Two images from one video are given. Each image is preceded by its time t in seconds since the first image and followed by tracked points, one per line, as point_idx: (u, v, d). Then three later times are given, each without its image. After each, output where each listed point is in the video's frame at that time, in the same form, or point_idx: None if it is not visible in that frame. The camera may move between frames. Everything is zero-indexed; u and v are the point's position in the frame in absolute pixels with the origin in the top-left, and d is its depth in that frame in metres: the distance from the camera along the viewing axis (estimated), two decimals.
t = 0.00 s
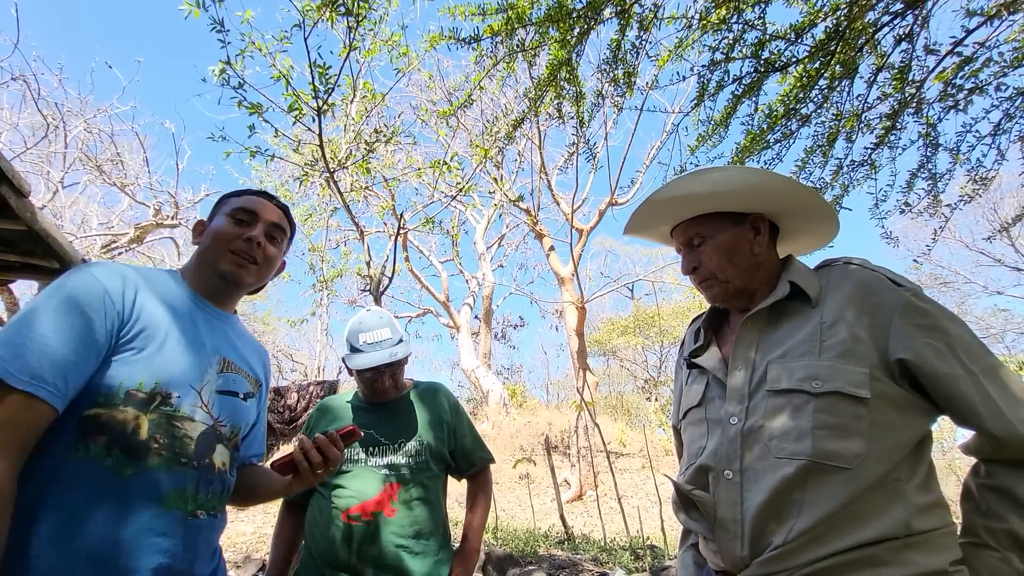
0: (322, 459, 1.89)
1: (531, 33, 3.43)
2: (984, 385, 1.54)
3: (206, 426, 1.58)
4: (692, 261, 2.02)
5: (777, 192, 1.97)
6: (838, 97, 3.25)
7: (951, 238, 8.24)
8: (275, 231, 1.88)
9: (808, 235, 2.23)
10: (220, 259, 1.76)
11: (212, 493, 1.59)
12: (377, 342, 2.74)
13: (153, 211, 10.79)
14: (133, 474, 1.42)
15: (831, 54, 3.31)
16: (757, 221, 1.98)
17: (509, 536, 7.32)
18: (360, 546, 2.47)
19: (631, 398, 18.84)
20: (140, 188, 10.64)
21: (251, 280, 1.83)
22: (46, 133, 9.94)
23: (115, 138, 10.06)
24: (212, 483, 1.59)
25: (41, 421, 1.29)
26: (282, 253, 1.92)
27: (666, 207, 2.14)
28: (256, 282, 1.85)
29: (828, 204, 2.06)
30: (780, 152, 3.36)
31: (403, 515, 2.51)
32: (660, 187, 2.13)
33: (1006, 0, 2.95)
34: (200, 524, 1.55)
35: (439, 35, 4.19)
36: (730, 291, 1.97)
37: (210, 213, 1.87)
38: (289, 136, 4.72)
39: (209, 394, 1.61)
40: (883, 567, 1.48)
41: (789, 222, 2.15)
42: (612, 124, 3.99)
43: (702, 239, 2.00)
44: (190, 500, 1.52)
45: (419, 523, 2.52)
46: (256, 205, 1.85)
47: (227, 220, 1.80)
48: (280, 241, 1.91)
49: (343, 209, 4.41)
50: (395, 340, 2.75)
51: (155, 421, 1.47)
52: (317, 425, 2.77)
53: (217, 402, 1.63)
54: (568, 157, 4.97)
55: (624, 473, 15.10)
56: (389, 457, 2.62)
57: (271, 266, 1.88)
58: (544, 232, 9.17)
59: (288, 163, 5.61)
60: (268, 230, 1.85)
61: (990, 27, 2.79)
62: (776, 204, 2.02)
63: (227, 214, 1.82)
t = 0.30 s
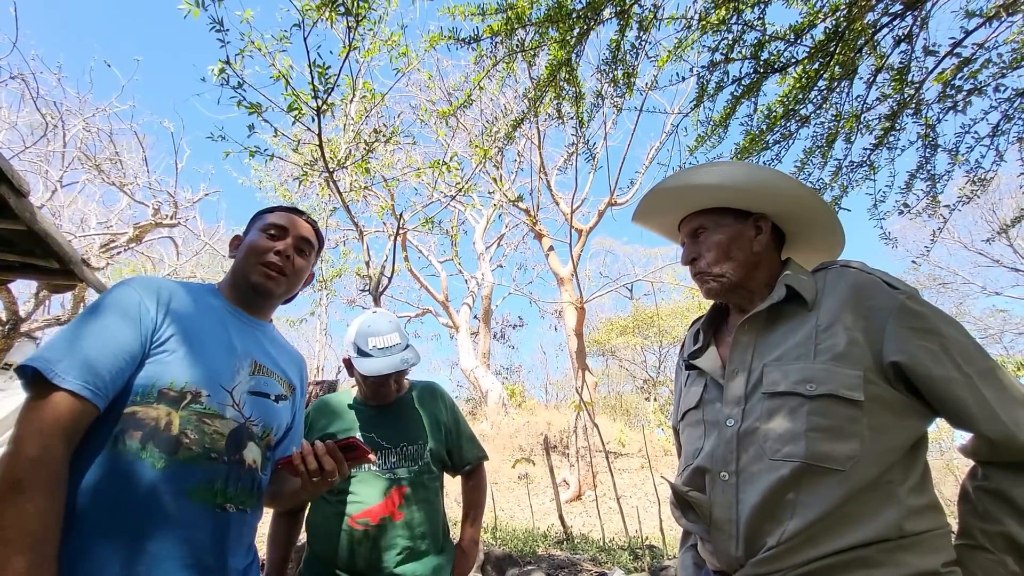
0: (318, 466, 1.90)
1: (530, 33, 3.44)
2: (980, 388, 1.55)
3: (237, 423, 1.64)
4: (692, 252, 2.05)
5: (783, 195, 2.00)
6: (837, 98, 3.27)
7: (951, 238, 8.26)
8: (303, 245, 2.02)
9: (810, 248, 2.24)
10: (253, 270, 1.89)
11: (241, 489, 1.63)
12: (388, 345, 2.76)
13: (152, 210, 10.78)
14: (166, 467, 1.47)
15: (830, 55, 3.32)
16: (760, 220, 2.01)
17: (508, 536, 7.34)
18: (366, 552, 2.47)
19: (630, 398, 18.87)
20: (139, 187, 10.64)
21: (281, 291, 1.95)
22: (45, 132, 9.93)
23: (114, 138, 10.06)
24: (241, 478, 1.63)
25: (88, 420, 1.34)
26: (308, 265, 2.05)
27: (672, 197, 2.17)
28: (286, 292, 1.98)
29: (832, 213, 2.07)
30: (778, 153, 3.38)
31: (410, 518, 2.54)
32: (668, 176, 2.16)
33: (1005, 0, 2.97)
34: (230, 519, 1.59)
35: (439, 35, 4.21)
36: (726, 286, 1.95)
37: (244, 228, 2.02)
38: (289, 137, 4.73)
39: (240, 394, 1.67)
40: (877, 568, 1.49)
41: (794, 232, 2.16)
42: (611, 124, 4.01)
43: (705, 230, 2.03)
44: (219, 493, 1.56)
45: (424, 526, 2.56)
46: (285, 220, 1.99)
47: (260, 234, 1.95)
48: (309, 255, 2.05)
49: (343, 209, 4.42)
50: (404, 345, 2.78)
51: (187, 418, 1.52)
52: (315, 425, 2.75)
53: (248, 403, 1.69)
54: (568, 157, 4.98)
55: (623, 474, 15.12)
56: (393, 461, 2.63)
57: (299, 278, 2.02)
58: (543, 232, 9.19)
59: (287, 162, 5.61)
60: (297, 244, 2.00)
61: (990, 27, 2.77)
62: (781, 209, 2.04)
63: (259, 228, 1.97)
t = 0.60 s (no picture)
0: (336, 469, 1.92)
1: (529, 32, 3.45)
2: (976, 387, 1.55)
3: (250, 423, 1.67)
4: (690, 249, 2.05)
5: (782, 193, 1.99)
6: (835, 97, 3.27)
7: (948, 238, 8.28)
8: (314, 246, 2.03)
9: (807, 251, 2.24)
10: (266, 272, 1.92)
11: (252, 487, 1.66)
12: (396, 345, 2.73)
13: (149, 209, 10.76)
14: (178, 465, 1.50)
15: (828, 55, 3.32)
16: (759, 219, 2.01)
17: (506, 536, 7.33)
18: (379, 550, 2.49)
19: (628, 398, 18.87)
20: (136, 186, 10.61)
21: (294, 292, 1.98)
22: (41, 131, 9.90)
23: (111, 137, 10.03)
24: (252, 477, 1.66)
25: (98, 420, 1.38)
26: (321, 266, 2.07)
27: (674, 192, 2.17)
28: (298, 292, 2.00)
29: (832, 213, 2.07)
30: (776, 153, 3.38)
31: (421, 513, 2.59)
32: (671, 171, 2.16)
33: (1002, 1, 2.98)
34: (241, 517, 1.61)
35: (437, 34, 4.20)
36: (722, 283, 1.95)
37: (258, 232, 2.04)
38: (287, 136, 4.72)
39: (252, 394, 1.70)
40: (874, 566, 1.49)
41: (793, 232, 2.16)
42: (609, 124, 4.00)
43: (704, 227, 2.03)
44: (230, 492, 1.58)
45: (432, 521, 2.62)
46: (298, 224, 2.02)
47: (273, 237, 1.98)
48: (320, 255, 2.06)
49: (340, 208, 4.40)
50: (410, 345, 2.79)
51: (200, 416, 1.56)
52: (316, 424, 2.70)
53: (261, 403, 1.72)
54: (566, 157, 4.99)
55: (621, 473, 15.12)
56: (400, 459, 2.65)
57: (311, 278, 2.04)
58: (542, 232, 9.19)
59: (285, 162, 5.60)
60: (308, 245, 2.02)
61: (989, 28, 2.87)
62: (781, 207, 2.03)
63: (272, 232, 2.00)
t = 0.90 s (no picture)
0: (338, 467, 1.91)
1: (529, 31, 3.44)
2: (975, 387, 1.55)
3: (258, 422, 1.68)
4: (692, 247, 2.05)
5: (784, 193, 1.99)
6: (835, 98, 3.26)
7: (946, 239, 8.29)
8: (324, 247, 2.04)
9: (808, 251, 2.24)
10: (275, 273, 1.92)
11: (260, 485, 1.67)
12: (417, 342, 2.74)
13: (148, 207, 10.75)
14: (186, 462, 1.51)
15: (828, 55, 3.32)
16: (760, 219, 2.00)
17: (504, 535, 7.33)
18: (399, 546, 2.48)
19: (627, 397, 18.88)
20: (135, 184, 10.60)
21: (304, 292, 1.99)
22: (40, 129, 9.88)
23: (110, 135, 10.03)
24: (260, 475, 1.67)
25: (115, 415, 1.38)
26: (330, 266, 2.08)
27: (676, 191, 2.17)
28: (308, 292, 2.01)
29: (833, 213, 2.07)
30: (776, 153, 3.38)
31: (438, 511, 2.60)
32: (673, 169, 2.16)
33: (1002, 2, 2.98)
34: (248, 513, 1.63)
35: (436, 32, 4.20)
36: (722, 283, 1.95)
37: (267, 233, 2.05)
38: (286, 134, 4.72)
39: (261, 393, 1.71)
40: (872, 564, 1.49)
41: (794, 232, 2.15)
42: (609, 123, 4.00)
43: (706, 227, 2.03)
44: (237, 489, 1.60)
45: (449, 519, 2.63)
46: (309, 225, 2.03)
47: (282, 239, 1.98)
48: (329, 257, 2.07)
49: (340, 207, 4.39)
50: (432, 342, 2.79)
51: (209, 413, 1.57)
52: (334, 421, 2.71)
53: (269, 402, 1.74)
54: (565, 157, 4.98)
55: (620, 473, 15.13)
56: (418, 457, 2.67)
57: (320, 280, 2.05)
58: (541, 231, 9.18)
59: (284, 160, 5.60)
60: (318, 246, 2.02)
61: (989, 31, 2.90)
62: (783, 207, 2.03)
63: (282, 233, 2.01)
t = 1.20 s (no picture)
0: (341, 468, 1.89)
1: (529, 30, 3.44)
2: (975, 387, 1.54)
3: (264, 421, 1.69)
4: (691, 247, 2.05)
5: (784, 193, 1.99)
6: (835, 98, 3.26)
7: (946, 240, 8.29)
8: (318, 245, 2.03)
9: (809, 250, 2.24)
10: (273, 274, 1.92)
11: (267, 484, 1.68)
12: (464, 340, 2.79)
13: (148, 207, 10.74)
14: (198, 460, 1.52)
15: (828, 55, 3.32)
16: (760, 219, 1.99)
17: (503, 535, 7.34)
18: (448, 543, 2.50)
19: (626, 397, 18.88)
20: (135, 183, 10.60)
21: (302, 292, 1.98)
22: (39, 128, 9.88)
23: (109, 133, 10.02)
24: (268, 473, 1.68)
25: (125, 414, 1.38)
26: (326, 264, 2.07)
27: (675, 191, 2.16)
28: (307, 291, 2.01)
29: (832, 213, 2.07)
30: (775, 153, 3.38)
31: (485, 512, 2.61)
32: (672, 170, 2.16)
33: (1001, 2, 2.98)
34: (256, 511, 1.64)
35: (435, 31, 4.19)
36: (721, 283, 1.96)
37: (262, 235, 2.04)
38: (286, 133, 4.72)
39: (266, 393, 1.72)
40: (867, 564, 1.48)
41: (795, 232, 2.15)
42: (609, 123, 4.00)
43: (705, 227, 2.03)
44: (247, 486, 1.61)
45: (494, 519, 2.65)
46: (301, 224, 2.01)
47: (276, 240, 1.97)
48: (324, 254, 2.05)
49: (339, 206, 4.39)
50: (481, 344, 2.83)
51: (220, 412, 1.59)
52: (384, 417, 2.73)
53: (274, 401, 1.74)
54: (565, 157, 4.98)
55: (619, 473, 15.13)
56: (466, 456, 2.68)
57: (318, 278, 2.04)
58: (540, 231, 9.17)
59: (283, 159, 5.60)
60: (313, 244, 2.01)
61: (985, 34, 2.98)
62: (783, 207, 2.02)
63: (275, 234, 1.99)
